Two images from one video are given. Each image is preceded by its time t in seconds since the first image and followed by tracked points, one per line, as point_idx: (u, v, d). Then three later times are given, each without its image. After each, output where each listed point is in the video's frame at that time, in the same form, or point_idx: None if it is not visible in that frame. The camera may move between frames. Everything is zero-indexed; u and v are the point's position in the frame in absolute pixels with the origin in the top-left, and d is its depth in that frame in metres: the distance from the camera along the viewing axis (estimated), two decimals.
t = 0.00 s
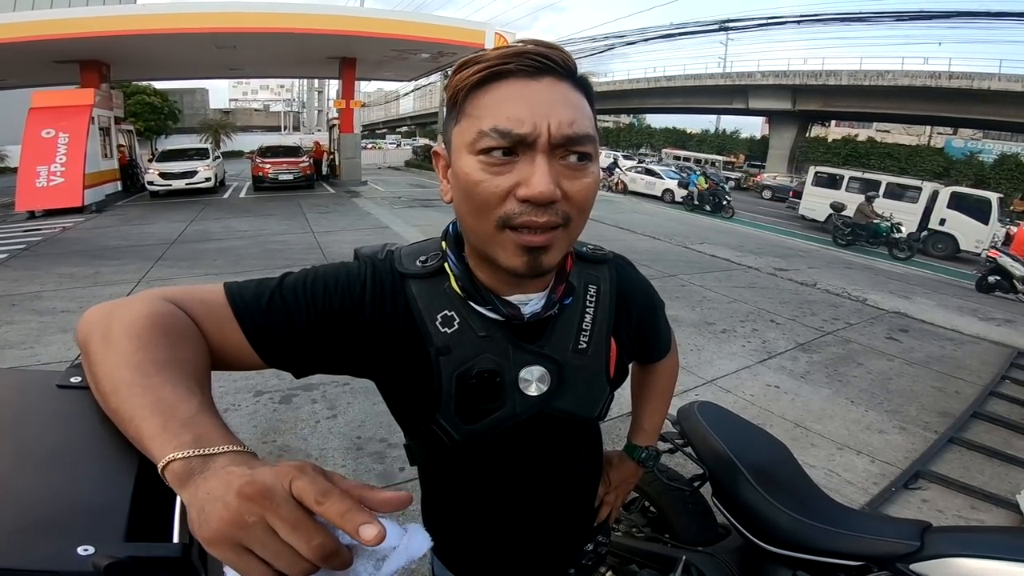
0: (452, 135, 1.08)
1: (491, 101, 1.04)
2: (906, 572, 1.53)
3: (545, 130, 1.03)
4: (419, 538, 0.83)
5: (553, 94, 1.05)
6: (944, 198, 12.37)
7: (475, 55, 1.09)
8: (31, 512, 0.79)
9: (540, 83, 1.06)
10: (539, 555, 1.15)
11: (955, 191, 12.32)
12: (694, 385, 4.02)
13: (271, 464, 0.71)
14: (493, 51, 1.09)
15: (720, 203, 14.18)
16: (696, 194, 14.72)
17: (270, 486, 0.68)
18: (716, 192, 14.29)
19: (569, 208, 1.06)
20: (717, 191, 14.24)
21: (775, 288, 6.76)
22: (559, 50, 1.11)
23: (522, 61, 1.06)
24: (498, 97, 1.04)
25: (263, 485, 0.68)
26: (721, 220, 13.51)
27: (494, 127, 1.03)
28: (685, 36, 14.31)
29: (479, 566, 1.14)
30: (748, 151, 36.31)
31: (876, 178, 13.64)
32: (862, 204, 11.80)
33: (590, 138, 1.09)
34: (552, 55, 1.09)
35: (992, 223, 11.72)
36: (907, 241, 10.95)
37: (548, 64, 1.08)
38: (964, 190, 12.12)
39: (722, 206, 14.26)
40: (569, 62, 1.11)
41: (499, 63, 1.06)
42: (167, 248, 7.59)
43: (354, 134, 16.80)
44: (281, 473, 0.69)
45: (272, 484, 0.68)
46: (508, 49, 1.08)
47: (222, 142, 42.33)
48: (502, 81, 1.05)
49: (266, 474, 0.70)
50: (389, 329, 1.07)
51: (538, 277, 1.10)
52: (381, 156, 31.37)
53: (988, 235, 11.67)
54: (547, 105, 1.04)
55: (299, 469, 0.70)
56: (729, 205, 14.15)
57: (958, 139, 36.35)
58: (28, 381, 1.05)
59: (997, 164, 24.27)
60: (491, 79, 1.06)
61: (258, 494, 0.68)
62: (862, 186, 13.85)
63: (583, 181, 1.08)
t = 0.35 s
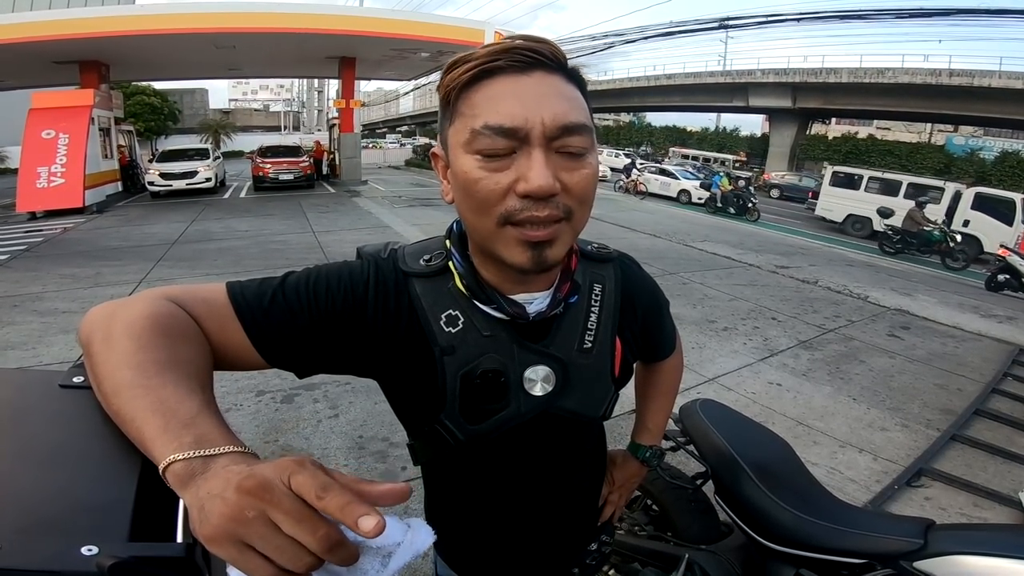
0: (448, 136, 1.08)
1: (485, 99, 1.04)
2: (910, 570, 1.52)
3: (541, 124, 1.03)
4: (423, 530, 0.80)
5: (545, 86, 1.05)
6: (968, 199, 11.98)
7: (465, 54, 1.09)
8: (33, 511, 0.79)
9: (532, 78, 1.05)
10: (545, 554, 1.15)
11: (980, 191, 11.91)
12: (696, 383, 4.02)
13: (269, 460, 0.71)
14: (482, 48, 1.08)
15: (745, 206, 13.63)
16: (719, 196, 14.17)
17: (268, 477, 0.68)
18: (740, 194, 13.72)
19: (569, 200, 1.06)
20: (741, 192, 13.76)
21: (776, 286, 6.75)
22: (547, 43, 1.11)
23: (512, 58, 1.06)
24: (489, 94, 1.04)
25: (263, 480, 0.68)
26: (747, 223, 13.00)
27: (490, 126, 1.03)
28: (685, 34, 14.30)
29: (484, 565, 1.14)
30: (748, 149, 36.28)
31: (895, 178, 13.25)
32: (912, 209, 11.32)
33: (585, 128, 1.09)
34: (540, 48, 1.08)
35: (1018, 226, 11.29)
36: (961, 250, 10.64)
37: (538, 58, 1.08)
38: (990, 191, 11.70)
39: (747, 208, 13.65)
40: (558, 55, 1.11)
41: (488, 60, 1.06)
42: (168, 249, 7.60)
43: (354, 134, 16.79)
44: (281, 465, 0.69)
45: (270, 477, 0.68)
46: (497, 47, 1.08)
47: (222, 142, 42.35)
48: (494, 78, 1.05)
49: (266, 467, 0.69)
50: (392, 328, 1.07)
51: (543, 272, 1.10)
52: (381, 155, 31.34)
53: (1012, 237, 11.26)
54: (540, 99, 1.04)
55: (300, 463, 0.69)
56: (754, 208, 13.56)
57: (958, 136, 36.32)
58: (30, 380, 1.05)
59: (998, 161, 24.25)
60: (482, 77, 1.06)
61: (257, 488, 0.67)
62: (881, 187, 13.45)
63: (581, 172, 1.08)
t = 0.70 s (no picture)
0: (452, 128, 1.11)
1: (486, 97, 1.06)
2: (913, 567, 1.52)
3: (535, 127, 1.03)
4: (429, 517, 0.78)
5: (548, 91, 1.05)
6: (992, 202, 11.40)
7: (481, 50, 1.11)
8: (38, 511, 0.79)
9: (538, 79, 1.05)
10: (548, 552, 1.15)
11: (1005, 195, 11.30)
12: (697, 382, 4.02)
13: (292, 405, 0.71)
14: (498, 46, 1.10)
15: (771, 209, 13.18)
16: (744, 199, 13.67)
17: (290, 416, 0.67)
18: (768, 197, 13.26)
19: (557, 208, 1.05)
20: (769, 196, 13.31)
21: (777, 284, 6.75)
22: (565, 49, 1.10)
23: (521, 58, 1.07)
24: (492, 92, 1.06)
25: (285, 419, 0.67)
26: (771, 227, 12.53)
27: (486, 123, 1.04)
28: (684, 33, 14.28)
29: (493, 561, 1.13)
30: (748, 148, 36.28)
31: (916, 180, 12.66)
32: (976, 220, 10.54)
33: (588, 138, 1.07)
34: (555, 53, 1.08)
35: None
36: None
37: (550, 61, 1.08)
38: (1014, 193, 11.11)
39: (774, 212, 13.21)
40: (574, 61, 1.10)
41: (499, 58, 1.07)
42: (169, 249, 7.60)
43: (355, 134, 16.78)
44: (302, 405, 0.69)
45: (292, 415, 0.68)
46: (512, 46, 1.09)
47: (222, 143, 42.37)
48: (500, 76, 1.06)
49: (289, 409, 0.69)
50: (393, 326, 1.07)
51: (528, 274, 1.10)
52: (382, 155, 31.35)
53: None
54: (539, 103, 1.04)
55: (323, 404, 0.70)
56: (782, 211, 13.12)
57: (959, 135, 36.30)
58: (35, 381, 1.05)
59: (999, 158, 24.22)
60: (489, 73, 1.07)
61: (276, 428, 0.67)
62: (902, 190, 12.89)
63: (575, 182, 1.06)
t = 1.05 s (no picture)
0: (461, 125, 1.11)
1: (495, 98, 1.05)
2: (915, 565, 1.52)
3: (542, 132, 1.02)
4: (420, 516, 0.79)
5: (559, 96, 1.03)
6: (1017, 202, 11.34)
7: (494, 49, 1.10)
8: (39, 508, 0.79)
9: (549, 84, 1.04)
10: (550, 550, 1.15)
11: None
12: (698, 380, 4.02)
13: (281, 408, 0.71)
14: (512, 46, 1.09)
15: (798, 212, 12.68)
16: (768, 202, 13.19)
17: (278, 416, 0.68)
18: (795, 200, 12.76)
19: (559, 212, 1.05)
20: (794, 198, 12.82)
21: (777, 282, 6.75)
22: (582, 54, 1.08)
23: (533, 60, 1.06)
24: (503, 93, 1.05)
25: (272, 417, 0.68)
26: (797, 232, 12.06)
27: (494, 125, 1.04)
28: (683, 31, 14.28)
29: (494, 559, 1.14)
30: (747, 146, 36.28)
31: (938, 180, 12.33)
32: None
33: (594, 145, 1.06)
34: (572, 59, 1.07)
35: None
36: None
37: (563, 65, 1.06)
38: None
39: (800, 216, 12.74)
40: (589, 66, 1.08)
41: (511, 60, 1.06)
42: (170, 249, 7.60)
43: (354, 133, 16.78)
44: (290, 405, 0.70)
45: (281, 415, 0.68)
46: (525, 47, 1.08)
47: (222, 143, 42.37)
48: (511, 77, 1.05)
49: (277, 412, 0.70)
50: (393, 323, 1.07)
51: (526, 272, 1.10)
52: (382, 154, 31.35)
53: None
54: (549, 108, 1.03)
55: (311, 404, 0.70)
56: (808, 216, 12.66)
57: (958, 133, 36.31)
58: (37, 380, 1.06)
59: (999, 156, 24.26)
60: (502, 75, 1.06)
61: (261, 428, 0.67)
62: (923, 190, 12.54)
63: (578, 188, 1.06)
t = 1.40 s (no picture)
0: (465, 129, 1.08)
1: (506, 102, 1.04)
2: (914, 563, 1.53)
3: (558, 137, 1.02)
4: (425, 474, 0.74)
5: (570, 101, 1.04)
6: None
7: (498, 49, 1.08)
8: (39, 508, 0.79)
9: (559, 89, 1.04)
10: (553, 547, 1.16)
11: None
12: (696, 378, 4.03)
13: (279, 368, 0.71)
14: (516, 48, 1.07)
15: (824, 216, 12.02)
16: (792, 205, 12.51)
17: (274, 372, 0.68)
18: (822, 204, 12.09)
19: (572, 212, 1.06)
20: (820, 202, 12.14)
21: (775, 280, 6.77)
22: (583, 57, 1.08)
23: (541, 65, 1.05)
24: (513, 98, 1.03)
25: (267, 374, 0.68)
26: (825, 237, 11.52)
27: (508, 129, 1.02)
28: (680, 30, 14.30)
29: (498, 559, 1.14)
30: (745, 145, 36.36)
31: (956, 182, 12.19)
32: None
33: (602, 145, 1.08)
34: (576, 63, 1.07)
35: None
36: None
37: (568, 68, 1.06)
38: None
39: (826, 220, 12.05)
40: (591, 68, 1.09)
41: (518, 64, 1.05)
42: (168, 250, 7.59)
43: (352, 133, 16.76)
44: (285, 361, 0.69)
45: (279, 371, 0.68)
46: (532, 49, 1.07)
47: (220, 143, 42.34)
48: (520, 81, 1.04)
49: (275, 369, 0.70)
50: (391, 324, 1.07)
51: (538, 271, 1.10)
52: (380, 154, 31.36)
53: None
54: (562, 112, 1.03)
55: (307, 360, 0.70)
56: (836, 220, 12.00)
57: (954, 132, 36.40)
58: (35, 380, 1.05)
59: (995, 155, 24.36)
60: (508, 81, 1.05)
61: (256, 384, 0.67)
62: (941, 192, 12.39)
63: (589, 188, 1.07)
